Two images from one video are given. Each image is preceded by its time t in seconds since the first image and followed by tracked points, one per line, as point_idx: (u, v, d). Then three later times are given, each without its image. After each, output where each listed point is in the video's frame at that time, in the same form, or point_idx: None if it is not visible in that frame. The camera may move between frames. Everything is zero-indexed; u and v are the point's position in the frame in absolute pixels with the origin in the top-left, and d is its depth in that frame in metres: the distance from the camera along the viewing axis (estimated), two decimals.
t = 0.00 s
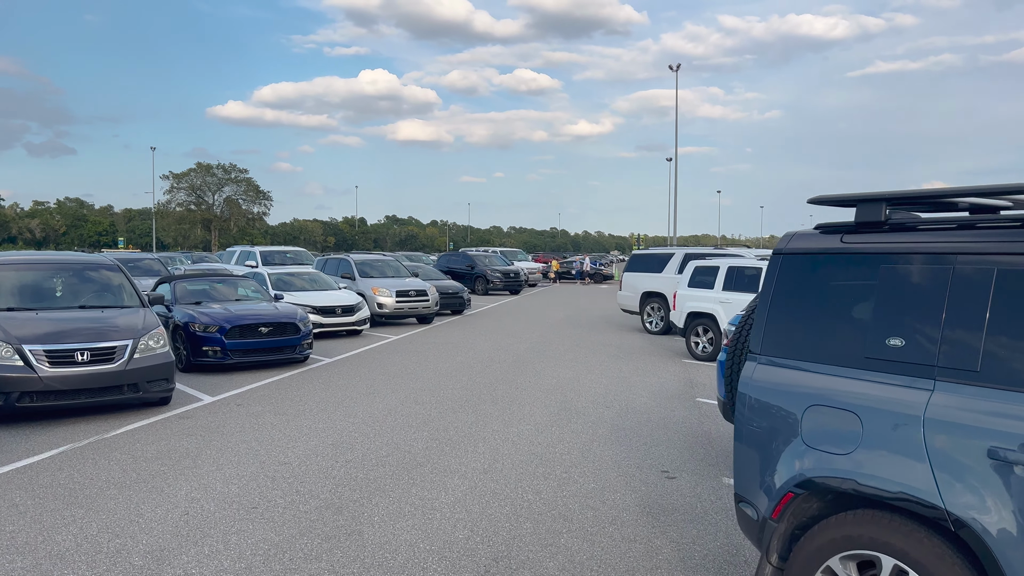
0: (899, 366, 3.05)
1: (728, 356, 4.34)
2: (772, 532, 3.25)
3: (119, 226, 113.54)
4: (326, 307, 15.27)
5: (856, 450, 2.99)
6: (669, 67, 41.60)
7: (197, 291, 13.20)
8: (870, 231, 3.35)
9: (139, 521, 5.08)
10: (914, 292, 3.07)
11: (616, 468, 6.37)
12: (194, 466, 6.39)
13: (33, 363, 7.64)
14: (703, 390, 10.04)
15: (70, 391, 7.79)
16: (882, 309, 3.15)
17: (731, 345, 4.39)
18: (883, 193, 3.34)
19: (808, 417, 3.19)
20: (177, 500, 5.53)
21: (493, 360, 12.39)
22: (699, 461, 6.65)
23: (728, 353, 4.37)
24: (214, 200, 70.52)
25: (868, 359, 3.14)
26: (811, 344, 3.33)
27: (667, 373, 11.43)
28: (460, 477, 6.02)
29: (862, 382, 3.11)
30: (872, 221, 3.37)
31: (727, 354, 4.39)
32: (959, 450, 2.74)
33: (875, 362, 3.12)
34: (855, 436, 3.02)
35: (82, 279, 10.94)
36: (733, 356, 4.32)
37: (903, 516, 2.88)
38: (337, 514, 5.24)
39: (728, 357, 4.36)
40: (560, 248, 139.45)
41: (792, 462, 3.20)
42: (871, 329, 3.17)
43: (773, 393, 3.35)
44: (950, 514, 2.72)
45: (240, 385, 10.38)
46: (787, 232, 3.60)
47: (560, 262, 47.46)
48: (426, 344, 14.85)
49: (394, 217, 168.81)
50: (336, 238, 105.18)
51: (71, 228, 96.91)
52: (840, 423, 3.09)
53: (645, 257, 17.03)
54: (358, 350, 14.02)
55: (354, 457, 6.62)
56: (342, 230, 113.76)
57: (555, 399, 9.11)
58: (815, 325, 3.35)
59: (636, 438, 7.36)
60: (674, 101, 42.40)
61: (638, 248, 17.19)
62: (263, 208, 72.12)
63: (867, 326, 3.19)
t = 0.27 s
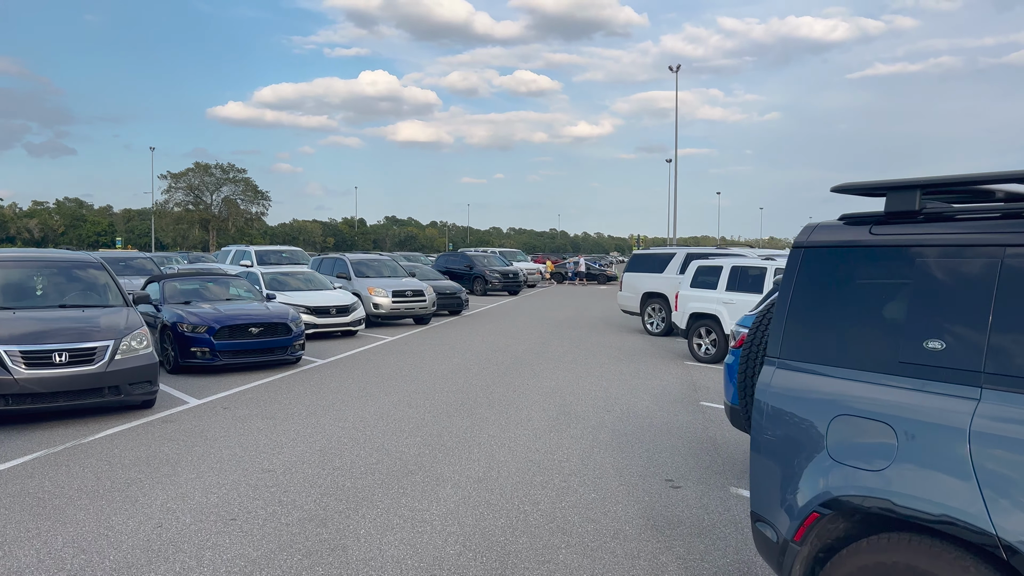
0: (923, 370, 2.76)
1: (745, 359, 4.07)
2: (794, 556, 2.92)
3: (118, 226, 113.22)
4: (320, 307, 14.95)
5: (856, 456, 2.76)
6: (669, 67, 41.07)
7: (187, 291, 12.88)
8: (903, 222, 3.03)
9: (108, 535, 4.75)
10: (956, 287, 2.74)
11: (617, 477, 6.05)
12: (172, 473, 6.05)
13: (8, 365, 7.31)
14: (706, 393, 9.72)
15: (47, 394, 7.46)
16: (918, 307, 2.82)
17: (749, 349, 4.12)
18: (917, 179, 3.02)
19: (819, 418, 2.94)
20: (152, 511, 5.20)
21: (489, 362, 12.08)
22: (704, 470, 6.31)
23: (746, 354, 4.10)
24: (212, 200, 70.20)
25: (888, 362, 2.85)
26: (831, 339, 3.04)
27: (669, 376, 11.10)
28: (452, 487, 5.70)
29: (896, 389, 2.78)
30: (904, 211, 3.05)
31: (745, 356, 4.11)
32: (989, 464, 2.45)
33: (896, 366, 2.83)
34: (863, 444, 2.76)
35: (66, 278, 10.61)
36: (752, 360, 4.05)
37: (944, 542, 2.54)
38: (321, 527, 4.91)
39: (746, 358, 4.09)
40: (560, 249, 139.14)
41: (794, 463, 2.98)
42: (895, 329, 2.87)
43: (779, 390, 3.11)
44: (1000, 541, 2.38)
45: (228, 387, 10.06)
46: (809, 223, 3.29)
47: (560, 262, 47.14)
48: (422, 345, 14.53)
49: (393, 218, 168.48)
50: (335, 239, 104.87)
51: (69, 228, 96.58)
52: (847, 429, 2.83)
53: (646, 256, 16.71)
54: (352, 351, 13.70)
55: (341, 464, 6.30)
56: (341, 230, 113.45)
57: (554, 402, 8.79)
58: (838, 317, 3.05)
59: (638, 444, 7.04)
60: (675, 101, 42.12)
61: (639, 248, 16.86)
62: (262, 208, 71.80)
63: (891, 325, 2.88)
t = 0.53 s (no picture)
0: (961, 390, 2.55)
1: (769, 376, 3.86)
2: None
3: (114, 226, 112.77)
4: (314, 311, 14.63)
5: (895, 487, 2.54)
6: (667, 69, 40.77)
7: (177, 294, 12.56)
8: (951, 226, 2.77)
9: (79, 560, 4.43)
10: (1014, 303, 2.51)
11: (622, 493, 5.74)
12: (152, 490, 5.74)
13: None
14: (711, 401, 9.42)
15: (25, 404, 7.14)
16: (970, 325, 2.58)
17: (773, 364, 3.91)
18: (966, 179, 2.75)
19: (846, 442, 2.73)
20: (128, 533, 4.88)
21: (487, 367, 11.77)
22: (712, 485, 6.01)
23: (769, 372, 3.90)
24: (208, 200, 69.79)
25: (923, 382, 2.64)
26: (857, 356, 2.82)
27: (672, 382, 10.79)
28: (448, 505, 5.39)
29: (946, 414, 2.53)
30: (952, 214, 2.79)
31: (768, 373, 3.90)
32: None
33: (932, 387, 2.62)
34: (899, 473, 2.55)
35: (50, 281, 10.28)
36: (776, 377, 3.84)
37: None
38: (308, 551, 4.59)
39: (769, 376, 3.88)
40: (558, 250, 138.85)
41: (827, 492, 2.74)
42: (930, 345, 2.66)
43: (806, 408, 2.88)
44: None
45: (218, 394, 9.74)
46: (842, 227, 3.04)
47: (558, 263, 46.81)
48: (419, 349, 14.22)
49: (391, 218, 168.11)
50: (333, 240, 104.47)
51: (65, 228, 96.10)
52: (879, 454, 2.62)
53: (647, 258, 16.40)
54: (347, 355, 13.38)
55: (332, 479, 5.99)
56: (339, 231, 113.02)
57: (555, 411, 8.49)
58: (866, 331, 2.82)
59: (643, 456, 6.73)
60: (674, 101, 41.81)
61: (639, 250, 16.55)
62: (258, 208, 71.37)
63: (931, 341, 2.65)
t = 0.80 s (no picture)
0: (983, 405, 2.36)
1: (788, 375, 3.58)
2: None
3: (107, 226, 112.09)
4: (304, 311, 14.29)
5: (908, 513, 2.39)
6: (663, 68, 40.48)
7: (161, 295, 12.20)
8: (999, 220, 2.52)
9: None
10: None
11: (620, 506, 5.42)
12: (121, 504, 5.39)
13: None
14: (711, 405, 9.11)
15: None
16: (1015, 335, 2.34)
17: (796, 362, 3.62)
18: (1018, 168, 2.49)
19: (863, 463, 2.56)
20: (91, 551, 4.54)
21: (480, 369, 11.45)
22: (716, 496, 5.69)
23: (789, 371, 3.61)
24: (201, 199, 69.30)
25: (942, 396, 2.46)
26: (873, 366, 2.64)
27: (671, 385, 10.46)
28: (436, 520, 5.06)
29: (987, 437, 2.31)
30: (1001, 207, 2.54)
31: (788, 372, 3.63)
32: None
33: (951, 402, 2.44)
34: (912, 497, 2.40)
35: (26, 281, 9.91)
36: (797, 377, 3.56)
37: None
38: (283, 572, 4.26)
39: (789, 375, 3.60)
40: (553, 250, 138.55)
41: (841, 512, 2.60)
42: (949, 355, 2.46)
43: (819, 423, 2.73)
44: None
45: (200, 398, 9.39)
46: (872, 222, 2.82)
47: (553, 264, 46.50)
48: (411, 350, 13.89)
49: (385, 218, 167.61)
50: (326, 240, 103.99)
51: (57, 227, 95.42)
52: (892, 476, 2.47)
53: (643, 258, 16.08)
54: (336, 357, 13.04)
55: (314, 491, 5.66)
56: (333, 231, 112.51)
57: (550, 416, 8.17)
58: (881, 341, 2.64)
59: (641, 465, 6.42)
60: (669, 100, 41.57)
61: (636, 250, 16.25)
62: (251, 208, 70.90)
63: (970, 353, 2.42)
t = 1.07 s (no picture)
0: (999, 424, 2.29)
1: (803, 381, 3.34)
2: None
3: (93, 227, 111.06)
4: (287, 313, 13.90)
5: (920, 537, 2.37)
6: (652, 67, 40.20)
7: (138, 297, 11.79)
8: None
9: None
10: None
11: (613, 522, 5.08)
12: (79, 523, 5.02)
13: None
14: (707, 410, 8.80)
15: None
16: None
17: (813, 366, 3.34)
18: None
19: (878, 484, 2.50)
20: None
21: (468, 373, 11.11)
22: (714, 511, 5.36)
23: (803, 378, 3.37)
24: (188, 200, 68.64)
25: (953, 411, 2.40)
26: (879, 382, 2.58)
27: (664, 389, 10.14)
28: (416, 540, 4.72)
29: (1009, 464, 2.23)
30: None
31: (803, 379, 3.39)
32: None
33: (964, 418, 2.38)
34: (925, 518, 2.37)
35: None
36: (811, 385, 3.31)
37: None
38: None
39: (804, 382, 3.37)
40: (544, 250, 138.26)
41: (851, 534, 2.56)
42: (958, 368, 2.41)
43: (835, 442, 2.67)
44: None
45: (175, 405, 9.01)
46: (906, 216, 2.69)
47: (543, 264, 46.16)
48: (397, 353, 13.53)
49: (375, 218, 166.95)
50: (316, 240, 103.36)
51: (43, 228, 94.45)
52: (903, 498, 2.43)
53: (635, 258, 15.77)
54: (320, 361, 12.67)
55: (287, 508, 5.30)
56: (322, 231, 111.86)
57: (539, 423, 7.84)
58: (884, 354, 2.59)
59: (635, 476, 6.09)
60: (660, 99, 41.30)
61: (627, 250, 15.94)
62: (239, 208, 70.30)
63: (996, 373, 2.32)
